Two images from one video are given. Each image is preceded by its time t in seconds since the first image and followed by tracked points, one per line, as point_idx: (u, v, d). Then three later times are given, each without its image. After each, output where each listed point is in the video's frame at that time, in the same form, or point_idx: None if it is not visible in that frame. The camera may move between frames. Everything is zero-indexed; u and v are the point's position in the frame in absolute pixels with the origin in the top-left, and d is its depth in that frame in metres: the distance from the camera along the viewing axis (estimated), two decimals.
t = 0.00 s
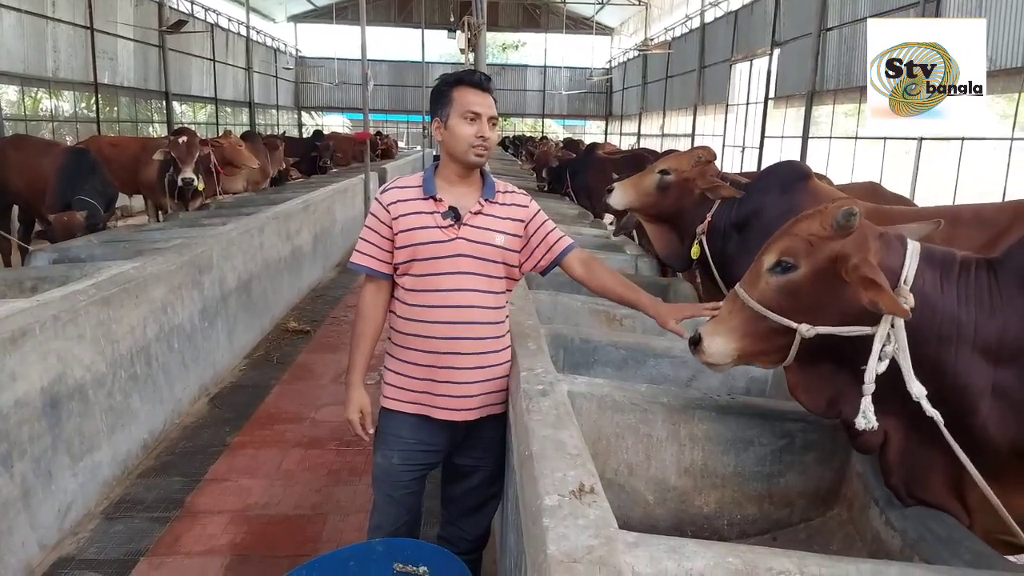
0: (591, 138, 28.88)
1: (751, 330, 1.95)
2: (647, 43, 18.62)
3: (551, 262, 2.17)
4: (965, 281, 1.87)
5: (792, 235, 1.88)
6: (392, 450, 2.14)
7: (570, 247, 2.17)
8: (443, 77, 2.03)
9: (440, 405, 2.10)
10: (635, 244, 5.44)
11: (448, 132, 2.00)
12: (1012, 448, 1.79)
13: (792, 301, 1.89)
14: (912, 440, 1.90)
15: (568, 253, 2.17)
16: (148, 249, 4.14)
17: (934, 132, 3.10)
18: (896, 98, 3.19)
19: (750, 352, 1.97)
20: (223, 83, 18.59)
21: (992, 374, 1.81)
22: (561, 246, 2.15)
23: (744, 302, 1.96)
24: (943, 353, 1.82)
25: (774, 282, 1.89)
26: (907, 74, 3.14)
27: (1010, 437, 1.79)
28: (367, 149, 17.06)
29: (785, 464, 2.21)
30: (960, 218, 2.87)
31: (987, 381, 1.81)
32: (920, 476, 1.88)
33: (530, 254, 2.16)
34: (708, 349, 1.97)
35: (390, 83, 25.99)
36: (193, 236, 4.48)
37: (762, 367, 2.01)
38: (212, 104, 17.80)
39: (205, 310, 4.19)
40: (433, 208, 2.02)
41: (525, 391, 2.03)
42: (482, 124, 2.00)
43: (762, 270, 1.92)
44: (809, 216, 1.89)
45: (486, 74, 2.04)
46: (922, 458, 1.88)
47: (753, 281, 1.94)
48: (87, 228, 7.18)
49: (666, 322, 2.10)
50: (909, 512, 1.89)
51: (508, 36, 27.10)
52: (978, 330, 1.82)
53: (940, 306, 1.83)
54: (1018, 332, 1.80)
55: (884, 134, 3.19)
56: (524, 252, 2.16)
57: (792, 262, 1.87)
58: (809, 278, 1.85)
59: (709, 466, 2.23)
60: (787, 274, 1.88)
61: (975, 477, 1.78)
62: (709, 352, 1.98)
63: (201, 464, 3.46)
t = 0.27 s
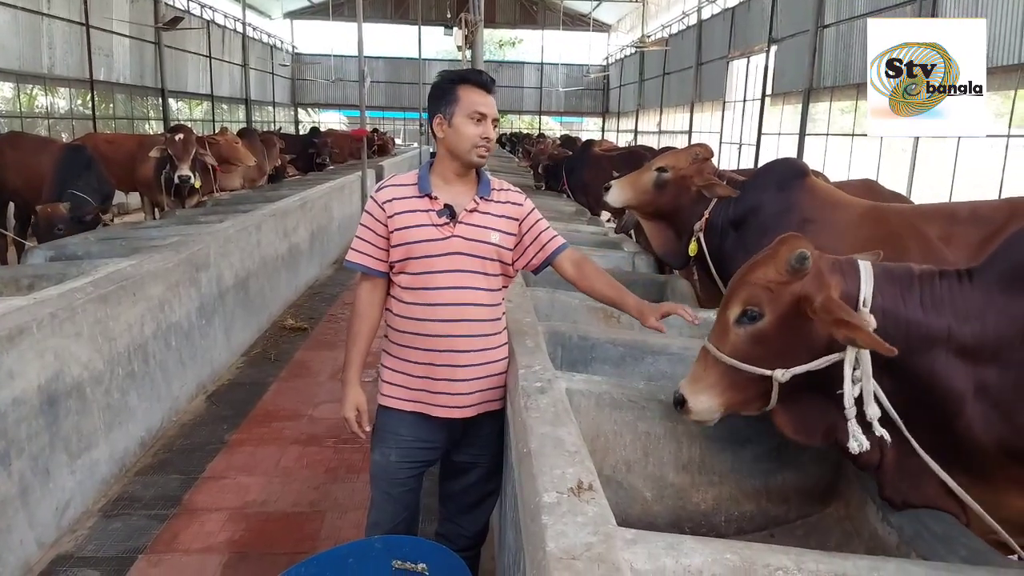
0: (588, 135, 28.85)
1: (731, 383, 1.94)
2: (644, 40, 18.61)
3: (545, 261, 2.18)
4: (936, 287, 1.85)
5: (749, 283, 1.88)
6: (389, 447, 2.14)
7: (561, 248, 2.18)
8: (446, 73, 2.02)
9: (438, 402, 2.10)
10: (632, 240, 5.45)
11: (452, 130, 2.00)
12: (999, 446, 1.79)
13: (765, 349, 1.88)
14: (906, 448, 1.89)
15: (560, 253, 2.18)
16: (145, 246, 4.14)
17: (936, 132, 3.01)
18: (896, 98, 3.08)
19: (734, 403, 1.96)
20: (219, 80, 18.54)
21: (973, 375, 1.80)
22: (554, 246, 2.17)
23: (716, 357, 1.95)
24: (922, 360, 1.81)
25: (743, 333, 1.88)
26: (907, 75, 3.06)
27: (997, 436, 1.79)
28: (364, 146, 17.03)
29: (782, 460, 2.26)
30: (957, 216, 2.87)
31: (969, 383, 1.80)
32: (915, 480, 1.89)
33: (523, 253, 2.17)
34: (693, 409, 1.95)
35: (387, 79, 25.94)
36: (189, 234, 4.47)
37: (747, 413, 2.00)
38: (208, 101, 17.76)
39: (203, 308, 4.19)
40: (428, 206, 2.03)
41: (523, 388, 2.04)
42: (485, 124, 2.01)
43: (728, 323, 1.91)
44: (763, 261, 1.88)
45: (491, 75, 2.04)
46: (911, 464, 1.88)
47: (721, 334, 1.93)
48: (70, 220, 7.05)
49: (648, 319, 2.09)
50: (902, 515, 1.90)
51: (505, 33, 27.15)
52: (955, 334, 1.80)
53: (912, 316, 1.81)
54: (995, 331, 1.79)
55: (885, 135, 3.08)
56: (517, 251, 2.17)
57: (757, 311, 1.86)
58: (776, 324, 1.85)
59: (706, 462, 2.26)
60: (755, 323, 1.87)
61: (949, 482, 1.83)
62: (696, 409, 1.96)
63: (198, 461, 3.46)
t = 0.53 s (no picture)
0: (585, 132, 28.84)
1: (718, 372, 1.95)
2: (642, 37, 18.59)
3: (545, 256, 2.17)
4: (927, 283, 1.86)
5: (743, 275, 1.88)
6: (389, 445, 2.14)
7: (564, 240, 2.18)
8: (446, 71, 2.03)
9: (438, 400, 2.10)
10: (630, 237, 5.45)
11: (452, 129, 2.00)
12: (992, 442, 1.79)
13: (754, 340, 1.89)
14: (889, 443, 1.93)
15: (561, 247, 2.18)
16: (144, 244, 4.14)
17: (936, 132, 2.93)
18: (896, 98, 3.00)
19: (720, 393, 1.98)
20: (216, 77, 18.49)
21: (965, 371, 1.80)
22: (556, 240, 2.17)
23: (705, 346, 1.96)
24: (912, 356, 1.82)
25: (733, 324, 1.90)
26: (907, 75, 2.98)
27: (989, 433, 1.79)
28: (362, 143, 17.02)
29: (781, 457, 2.27)
30: (954, 213, 2.87)
31: (961, 380, 1.80)
32: (903, 476, 1.90)
33: (524, 248, 2.17)
34: (679, 399, 1.97)
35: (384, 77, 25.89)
36: (188, 232, 4.47)
37: (733, 404, 2.02)
38: (206, 98, 17.73)
39: (201, 306, 4.19)
40: (427, 204, 2.02)
41: (523, 385, 2.05)
42: (486, 123, 2.01)
43: (719, 313, 1.92)
44: (757, 254, 1.88)
45: (491, 74, 2.05)
46: (901, 460, 1.90)
47: (711, 324, 1.94)
48: (48, 211, 6.90)
49: (653, 299, 2.10)
50: (902, 512, 1.90)
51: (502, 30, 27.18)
52: (946, 330, 1.81)
53: (901, 312, 1.83)
54: (987, 328, 1.79)
55: (886, 135, 2.99)
56: (518, 246, 2.17)
57: (749, 303, 1.87)
58: (766, 318, 1.86)
59: (705, 459, 2.27)
60: (745, 316, 1.88)
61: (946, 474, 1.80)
62: (682, 398, 1.97)
63: (198, 458, 3.46)
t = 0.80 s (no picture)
0: (583, 130, 28.82)
1: (737, 345, 1.94)
2: (641, 35, 18.58)
3: (545, 256, 2.17)
4: (928, 273, 1.87)
5: (758, 242, 1.91)
6: (390, 443, 2.14)
7: (564, 241, 2.18)
8: (439, 70, 2.03)
9: (439, 398, 2.10)
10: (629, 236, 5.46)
11: (448, 126, 2.00)
12: (984, 439, 1.76)
13: (771, 310, 1.89)
14: (888, 433, 1.93)
15: (561, 247, 2.18)
16: (142, 242, 4.13)
17: (936, 132, 2.93)
18: (896, 98, 3.00)
19: (738, 368, 1.96)
20: (214, 75, 18.45)
21: (961, 364, 1.79)
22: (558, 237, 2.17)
23: (723, 318, 1.96)
24: (907, 345, 1.82)
25: (750, 292, 1.90)
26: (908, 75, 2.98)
27: (981, 429, 1.76)
28: (361, 141, 17.00)
29: (781, 456, 2.27)
30: (953, 211, 2.89)
31: (956, 373, 1.79)
32: (899, 469, 1.92)
33: (524, 247, 2.16)
34: (697, 372, 1.95)
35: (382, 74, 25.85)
36: (186, 230, 4.46)
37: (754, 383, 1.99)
38: (203, 96, 17.69)
39: (200, 304, 4.18)
40: (428, 202, 2.02)
41: (523, 384, 2.05)
42: (482, 116, 2.00)
43: (736, 281, 1.93)
44: (772, 224, 1.91)
45: (483, 68, 2.05)
46: (900, 452, 1.91)
47: (727, 295, 1.95)
48: (30, 205, 6.90)
49: (653, 316, 2.11)
50: (901, 510, 1.90)
51: (500, 28, 27.23)
52: (944, 319, 1.81)
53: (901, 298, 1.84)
54: (983, 321, 1.78)
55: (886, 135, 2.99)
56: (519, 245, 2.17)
57: (765, 269, 1.88)
58: (783, 282, 1.86)
59: (705, 457, 2.26)
60: (761, 282, 1.89)
61: (962, 463, 1.76)
62: (698, 374, 1.95)
63: (197, 457, 3.46)
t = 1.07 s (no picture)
0: (581, 128, 28.82)
1: (724, 323, 1.95)
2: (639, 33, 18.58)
3: (547, 253, 2.16)
4: (928, 273, 1.88)
5: (764, 227, 1.91)
6: (389, 443, 2.14)
7: (565, 237, 2.17)
8: (438, 69, 2.02)
9: (437, 397, 2.10)
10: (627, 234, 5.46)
11: (444, 124, 2.00)
12: (980, 438, 1.75)
13: (765, 293, 1.90)
14: (885, 431, 1.92)
15: (562, 244, 2.17)
16: (139, 241, 4.12)
17: (937, 132, 2.93)
18: (896, 99, 2.99)
19: (721, 345, 1.98)
20: (212, 73, 18.41)
21: (959, 364, 1.79)
22: (558, 232, 2.16)
23: (716, 294, 1.97)
24: (905, 343, 1.82)
25: (747, 274, 1.91)
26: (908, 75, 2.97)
27: (977, 427, 1.75)
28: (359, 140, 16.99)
29: (780, 454, 2.27)
30: (951, 208, 2.91)
31: (953, 373, 1.79)
32: (896, 468, 1.91)
33: (525, 246, 2.16)
34: (678, 341, 1.97)
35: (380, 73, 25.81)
36: (183, 228, 4.45)
37: (737, 361, 2.01)
38: (201, 94, 17.67)
39: (197, 303, 4.17)
40: (429, 200, 2.02)
41: (522, 381, 2.05)
42: (476, 115, 1.99)
43: (734, 261, 1.94)
44: (782, 210, 1.90)
45: (481, 65, 2.03)
46: (894, 449, 1.91)
47: (724, 273, 1.96)
48: (20, 202, 6.88)
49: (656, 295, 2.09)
50: (899, 508, 1.90)
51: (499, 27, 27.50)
52: (943, 318, 1.81)
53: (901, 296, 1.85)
54: (981, 320, 1.78)
55: (886, 135, 2.99)
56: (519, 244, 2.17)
57: (766, 254, 1.88)
58: (782, 269, 1.87)
59: (704, 456, 2.26)
60: (760, 265, 1.89)
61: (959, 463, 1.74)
62: (681, 345, 1.98)
63: (195, 455, 3.45)
